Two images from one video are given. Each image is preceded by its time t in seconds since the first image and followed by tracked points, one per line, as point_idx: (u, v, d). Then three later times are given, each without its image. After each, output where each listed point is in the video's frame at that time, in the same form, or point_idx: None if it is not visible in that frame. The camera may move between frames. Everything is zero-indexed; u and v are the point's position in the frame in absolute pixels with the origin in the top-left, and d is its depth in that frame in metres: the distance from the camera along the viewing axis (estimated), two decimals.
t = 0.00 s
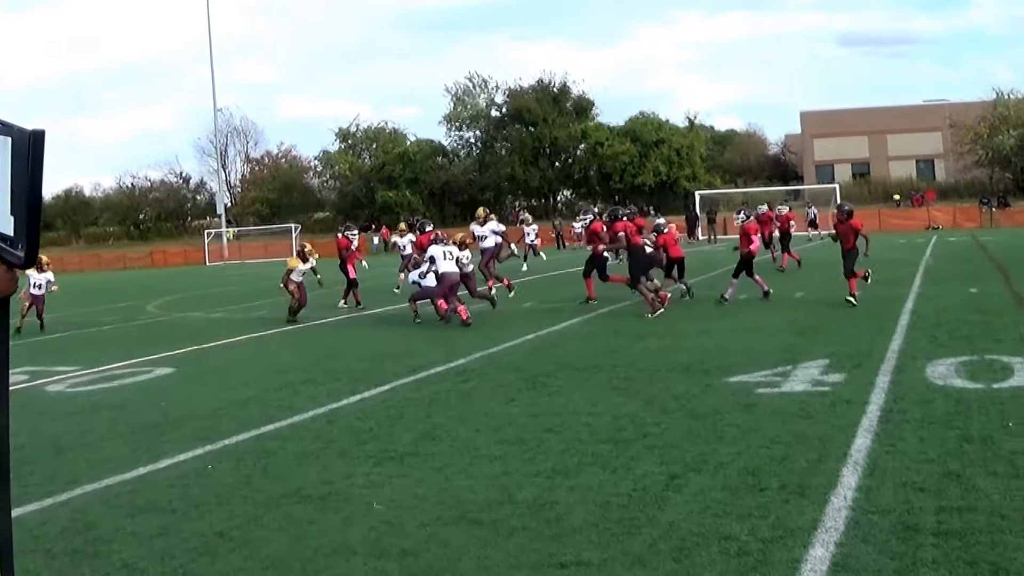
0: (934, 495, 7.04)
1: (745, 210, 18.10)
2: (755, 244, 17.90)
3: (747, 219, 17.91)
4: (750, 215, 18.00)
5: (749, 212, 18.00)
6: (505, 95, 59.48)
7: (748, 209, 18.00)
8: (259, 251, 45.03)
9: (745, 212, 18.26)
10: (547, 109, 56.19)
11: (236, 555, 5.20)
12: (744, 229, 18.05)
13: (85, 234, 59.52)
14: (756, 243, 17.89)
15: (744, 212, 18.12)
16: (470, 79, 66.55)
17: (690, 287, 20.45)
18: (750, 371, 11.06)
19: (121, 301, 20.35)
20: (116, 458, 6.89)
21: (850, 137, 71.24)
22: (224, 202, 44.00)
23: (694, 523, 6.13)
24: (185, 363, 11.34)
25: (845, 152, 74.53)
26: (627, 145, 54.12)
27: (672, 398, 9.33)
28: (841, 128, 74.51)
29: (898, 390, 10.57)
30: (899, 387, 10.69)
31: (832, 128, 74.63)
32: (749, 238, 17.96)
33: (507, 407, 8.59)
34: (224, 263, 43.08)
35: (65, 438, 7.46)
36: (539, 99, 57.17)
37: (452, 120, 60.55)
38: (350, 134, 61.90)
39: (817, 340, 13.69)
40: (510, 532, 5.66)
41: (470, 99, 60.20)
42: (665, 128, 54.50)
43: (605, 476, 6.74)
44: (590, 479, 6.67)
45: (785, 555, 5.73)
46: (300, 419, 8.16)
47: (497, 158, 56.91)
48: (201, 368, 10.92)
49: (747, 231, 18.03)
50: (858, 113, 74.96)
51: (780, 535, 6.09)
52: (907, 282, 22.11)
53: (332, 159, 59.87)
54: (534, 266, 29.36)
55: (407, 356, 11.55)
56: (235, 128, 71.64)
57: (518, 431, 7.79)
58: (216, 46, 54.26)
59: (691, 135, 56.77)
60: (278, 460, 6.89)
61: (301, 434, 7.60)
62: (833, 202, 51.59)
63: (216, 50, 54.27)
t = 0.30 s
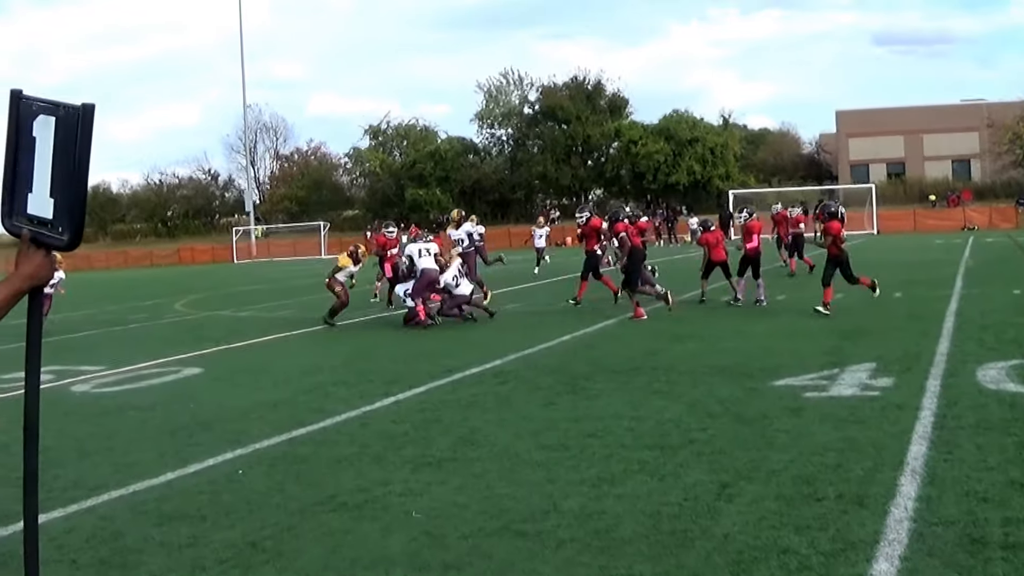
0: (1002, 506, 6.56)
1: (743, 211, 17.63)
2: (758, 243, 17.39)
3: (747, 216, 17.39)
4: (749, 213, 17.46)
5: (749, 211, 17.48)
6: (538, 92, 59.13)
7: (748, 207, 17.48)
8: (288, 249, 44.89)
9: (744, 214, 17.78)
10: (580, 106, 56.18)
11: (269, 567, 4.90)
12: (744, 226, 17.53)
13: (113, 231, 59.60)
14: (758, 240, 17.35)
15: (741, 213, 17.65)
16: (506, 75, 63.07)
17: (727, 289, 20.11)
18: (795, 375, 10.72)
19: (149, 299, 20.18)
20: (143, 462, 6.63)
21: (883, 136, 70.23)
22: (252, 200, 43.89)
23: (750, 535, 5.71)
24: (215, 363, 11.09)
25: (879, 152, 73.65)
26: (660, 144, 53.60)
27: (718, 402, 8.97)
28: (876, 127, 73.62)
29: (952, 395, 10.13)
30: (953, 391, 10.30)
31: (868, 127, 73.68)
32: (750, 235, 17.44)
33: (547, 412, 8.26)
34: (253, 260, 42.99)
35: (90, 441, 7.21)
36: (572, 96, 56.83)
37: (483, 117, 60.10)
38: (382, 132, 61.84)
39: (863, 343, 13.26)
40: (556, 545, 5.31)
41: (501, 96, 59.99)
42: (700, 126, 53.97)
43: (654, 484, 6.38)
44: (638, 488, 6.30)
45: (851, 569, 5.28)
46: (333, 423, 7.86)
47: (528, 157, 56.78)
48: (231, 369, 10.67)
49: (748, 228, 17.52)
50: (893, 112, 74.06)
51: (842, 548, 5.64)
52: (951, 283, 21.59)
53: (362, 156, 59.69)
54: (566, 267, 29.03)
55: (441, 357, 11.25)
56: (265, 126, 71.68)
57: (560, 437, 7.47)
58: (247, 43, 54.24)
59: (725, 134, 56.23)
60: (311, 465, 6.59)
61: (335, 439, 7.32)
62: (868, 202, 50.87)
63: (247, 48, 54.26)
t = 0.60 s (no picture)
0: None
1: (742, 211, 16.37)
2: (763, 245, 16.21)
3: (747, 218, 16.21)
4: (751, 214, 16.25)
5: (750, 213, 16.28)
6: (570, 90, 58.83)
7: (748, 209, 16.27)
8: (318, 247, 44.85)
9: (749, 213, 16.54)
10: (612, 102, 56.00)
11: None
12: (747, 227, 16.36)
13: (142, 230, 59.80)
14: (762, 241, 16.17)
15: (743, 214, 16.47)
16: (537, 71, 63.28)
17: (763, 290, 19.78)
18: (839, 378, 10.41)
19: (178, 298, 20.10)
20: (168, 468, 6.45)
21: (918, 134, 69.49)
22: (283, 199, 43.87)
23: (801, 550, 5.36)
24: (245, 363, 10.95)
25: (913, 150, 72.74)
26: (694, 142, 53.21)
27: (761, 407, 8.68)
28: (911, 124, 72.70)
29: (1003, 399, 9.76)
30: (1004, 395, 9.94)
31: (902, 124, 72.80)
32: (754, 237, 16.27)
33: (585, 417, 8.02)
34: (283, 259, 42.96)
35: (115, 445, 7.04)
36: (604, 93, 56.71)
37: (516, 115, 60.15)
38: (413, 129, 61.76)
39: (906, 345, 12.89)
40: (599, 559, 5.03)
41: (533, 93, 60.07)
42: (733, 123, 53.51)
43: (698, 495, 6.10)
44: (683, 498, 6.03)
45: None
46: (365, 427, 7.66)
47: (560, 153, 56.61)
48: (260, 369, 10.53)
49: (752, 228, 16.34)
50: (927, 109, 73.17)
51: (898, 564, 5.23)
52: (993, 283, 21.10)
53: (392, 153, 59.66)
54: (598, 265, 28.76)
55: (474, 359, 11.04)
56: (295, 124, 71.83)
57: (599, 443, 7.22)
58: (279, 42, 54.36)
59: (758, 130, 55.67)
60: (343, 471, 6.38)
61: (367, 443, 7.11)
62: (904, 199, 50.16)
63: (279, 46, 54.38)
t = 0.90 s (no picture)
0: None
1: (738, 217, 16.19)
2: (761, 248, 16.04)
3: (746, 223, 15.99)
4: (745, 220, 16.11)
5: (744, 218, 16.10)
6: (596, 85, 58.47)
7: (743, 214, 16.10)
8: (344, 244, 44.76)
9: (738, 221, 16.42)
10: (639, 98, 55.78)
11: None
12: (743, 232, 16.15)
13: (169, 227, 60.04)
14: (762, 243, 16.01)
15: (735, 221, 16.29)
16: (565, 68, 62.70)
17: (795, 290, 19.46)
18: (879, 380, 10.12)
19: (203, 296, 19.98)
20: (190, 472, 6.26)
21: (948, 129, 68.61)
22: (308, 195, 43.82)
23: (849, 564, 5.07)
24: (270, 363, 10.78)
25: (941, 145, 71.66)
26: (722, 137, 52.84)
27: (799, 411, 8.41)
28: (941, 119, 71.80)
29: None
30: None
31: (932, 119, 71.84)
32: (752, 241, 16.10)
33: (619, 421, 7.78)
34: (309, 256, 42.92)
35: (135, 447, 6.86)
36: (631, 88, 56.71)
37: (542, 111, 59.92)
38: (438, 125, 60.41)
39: (945, 346, 12.55)
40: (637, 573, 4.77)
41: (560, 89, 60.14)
42: (760, 119, 52.93)
43: (739, 504, 5.84)
44: (723, 508, 5.78)
45: None
46: (393, 430, 7.46)
47: (587, 150, 56.42)
48: (287, 368, 10.34)
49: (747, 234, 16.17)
50: (957, 104, 72.24)
51: None
52: None
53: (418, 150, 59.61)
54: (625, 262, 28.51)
55: (503, 358, 10.82)
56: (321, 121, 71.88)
57: (634, 448, 6.98)
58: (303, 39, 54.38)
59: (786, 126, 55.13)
60: (369, 476, 6.16)
61: (395, 446, 6.91)
62: (934, 195, 49.55)
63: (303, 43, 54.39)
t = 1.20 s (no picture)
0: None
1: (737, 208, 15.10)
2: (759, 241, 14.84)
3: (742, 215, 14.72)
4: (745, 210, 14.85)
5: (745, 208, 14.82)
6: (616, 80, 58.25)
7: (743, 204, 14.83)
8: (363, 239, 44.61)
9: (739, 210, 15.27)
10: (658, 93, 55.48)
11: None
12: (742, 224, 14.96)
13: (188, 223, 60.08)
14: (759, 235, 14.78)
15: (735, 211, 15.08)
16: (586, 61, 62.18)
17: (819, 286, 19.20)
18: (911, 379, 9.86)
19: (220, 292, 19.85)
20: (207, 475, 6.08)
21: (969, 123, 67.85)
22: (326, 191, 43.71)
23: None
24: (288, 361, 10.61)
25: (963, 139, 70.88)
26: (742, 131, 52.68)
27: (831, 412, 8.16)
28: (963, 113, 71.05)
29: None
30: None
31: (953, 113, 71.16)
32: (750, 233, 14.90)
33: (646, 423, 7.57)
34: (328, 252, 42.83)
35: (151, 449, 6.69)
36: (650, 83, 56.24)
37: (561, 105, 59.63)
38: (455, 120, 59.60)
39: (977, 343, 12.25)
40: None
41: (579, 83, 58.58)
42: (780, 112, 52.62)
43: (774, 511, 5.62)
44: (758, 515, 5.55)
45: None
46: (415, 431, 7.27)
47: (606, 145, 56.22)
48: (306, 367, 10.17)
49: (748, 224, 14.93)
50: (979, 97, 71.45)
51: None
52: None
53: (437, 145, 59.42)
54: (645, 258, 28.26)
55: (525, 358, 10.61)
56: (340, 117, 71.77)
57: (663, 451, 6.77)
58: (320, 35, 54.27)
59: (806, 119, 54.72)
60: (390, 480, 5.96)
61: (416, 449, 6.72)
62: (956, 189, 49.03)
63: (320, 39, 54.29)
